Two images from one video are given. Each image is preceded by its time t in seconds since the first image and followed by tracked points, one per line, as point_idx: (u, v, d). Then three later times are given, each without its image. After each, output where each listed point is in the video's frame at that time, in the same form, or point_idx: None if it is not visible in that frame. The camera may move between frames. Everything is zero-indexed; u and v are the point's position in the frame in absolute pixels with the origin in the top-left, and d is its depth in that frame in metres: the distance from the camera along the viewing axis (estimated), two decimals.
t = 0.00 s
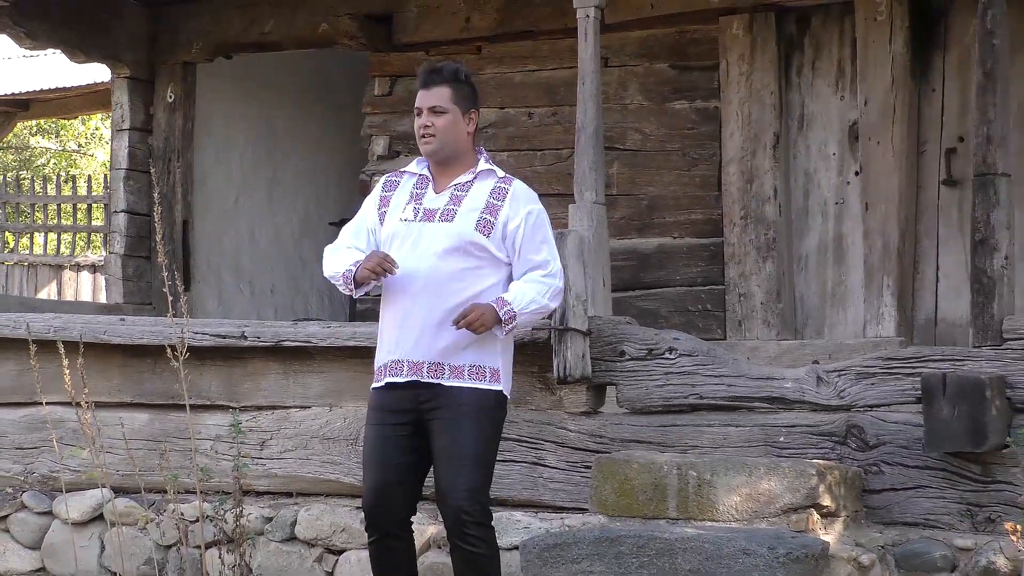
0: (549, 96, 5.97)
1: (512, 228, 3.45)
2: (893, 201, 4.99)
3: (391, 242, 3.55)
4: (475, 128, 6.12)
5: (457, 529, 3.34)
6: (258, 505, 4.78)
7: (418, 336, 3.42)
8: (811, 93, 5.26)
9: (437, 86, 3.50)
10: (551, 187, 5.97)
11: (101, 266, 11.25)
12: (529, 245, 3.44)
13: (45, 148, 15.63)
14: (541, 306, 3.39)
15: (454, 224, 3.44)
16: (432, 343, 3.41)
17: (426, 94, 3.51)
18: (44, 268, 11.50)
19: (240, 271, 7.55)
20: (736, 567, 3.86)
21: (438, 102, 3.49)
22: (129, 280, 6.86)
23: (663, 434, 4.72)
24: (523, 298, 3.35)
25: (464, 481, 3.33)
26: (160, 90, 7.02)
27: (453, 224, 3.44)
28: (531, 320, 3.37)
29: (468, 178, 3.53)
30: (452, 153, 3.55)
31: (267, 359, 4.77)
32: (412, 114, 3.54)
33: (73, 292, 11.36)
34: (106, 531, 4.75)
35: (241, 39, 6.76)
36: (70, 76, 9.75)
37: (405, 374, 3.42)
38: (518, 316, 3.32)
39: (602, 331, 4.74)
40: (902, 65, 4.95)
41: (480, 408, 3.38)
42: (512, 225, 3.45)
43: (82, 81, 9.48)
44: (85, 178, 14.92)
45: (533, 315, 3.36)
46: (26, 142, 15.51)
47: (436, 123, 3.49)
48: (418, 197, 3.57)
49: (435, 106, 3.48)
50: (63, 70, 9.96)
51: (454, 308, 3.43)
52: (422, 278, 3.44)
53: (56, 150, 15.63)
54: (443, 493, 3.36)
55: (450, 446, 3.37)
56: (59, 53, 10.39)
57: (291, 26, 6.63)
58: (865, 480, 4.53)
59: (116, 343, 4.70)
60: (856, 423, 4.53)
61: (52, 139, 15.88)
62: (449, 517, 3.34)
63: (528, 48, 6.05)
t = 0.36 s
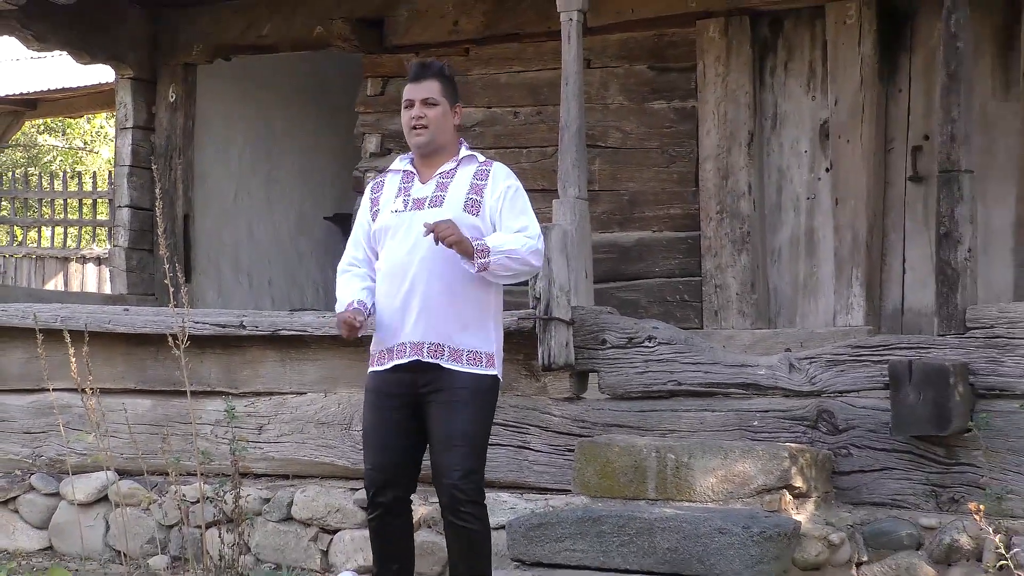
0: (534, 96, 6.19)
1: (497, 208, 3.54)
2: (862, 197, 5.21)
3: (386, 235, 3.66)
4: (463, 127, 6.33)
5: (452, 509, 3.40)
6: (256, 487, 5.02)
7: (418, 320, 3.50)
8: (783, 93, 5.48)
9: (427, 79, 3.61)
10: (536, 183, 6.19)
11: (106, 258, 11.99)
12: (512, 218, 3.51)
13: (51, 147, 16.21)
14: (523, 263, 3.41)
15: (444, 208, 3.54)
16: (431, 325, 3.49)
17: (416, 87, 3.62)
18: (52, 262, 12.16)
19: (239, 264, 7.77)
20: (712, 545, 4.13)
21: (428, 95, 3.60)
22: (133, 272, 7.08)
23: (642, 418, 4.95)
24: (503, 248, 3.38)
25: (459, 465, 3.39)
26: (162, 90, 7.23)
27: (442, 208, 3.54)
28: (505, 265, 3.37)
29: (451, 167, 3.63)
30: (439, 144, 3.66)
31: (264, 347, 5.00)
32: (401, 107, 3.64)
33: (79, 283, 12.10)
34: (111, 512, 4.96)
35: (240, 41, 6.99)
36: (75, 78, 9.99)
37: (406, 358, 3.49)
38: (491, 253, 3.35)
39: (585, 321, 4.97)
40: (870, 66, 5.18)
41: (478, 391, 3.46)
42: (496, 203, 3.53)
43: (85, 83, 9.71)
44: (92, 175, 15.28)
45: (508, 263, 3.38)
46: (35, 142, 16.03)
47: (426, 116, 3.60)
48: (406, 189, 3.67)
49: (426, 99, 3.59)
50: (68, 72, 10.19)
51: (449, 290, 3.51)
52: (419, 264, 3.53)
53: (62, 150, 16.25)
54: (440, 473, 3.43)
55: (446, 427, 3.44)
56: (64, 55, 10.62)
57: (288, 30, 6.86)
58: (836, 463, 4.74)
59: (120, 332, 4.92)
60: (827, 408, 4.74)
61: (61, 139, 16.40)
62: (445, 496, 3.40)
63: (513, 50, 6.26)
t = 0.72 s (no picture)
0: (519, 98, 6.47)
1: (488, 208, 3.71)
2: (828, 194, 5.52)
3: (376, 223, 3.75)
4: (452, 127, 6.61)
5: (442, 488, 3.57)
6: (257, 468, 5.32)
7: (407, 307, 3.61)
8: (755, 96, 5.77)
9: (432, 81, 3.75)
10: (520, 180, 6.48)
11: (113, 251, 12.44)
12: (505, 223, 3.68)
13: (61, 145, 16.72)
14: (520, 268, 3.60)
15: (438, 204, 3.66)
16: (420, 313, 3.61)
17: (421, 88, 3.75)
18: (63, 255, 12.74)
19: (240, 257, 8.04)
20: (688, 522, 4.44)
21: (433, 96, 3.74)
22: (139, 264, 7.35)
23: (622, 403, 5.24)
24: (505, 255, 3.57)
25: (449, 446, 3.56)
26: (167, 92, 7.49)
27: (436, 204, 3.66)
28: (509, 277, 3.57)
29: (444, 165, 3.76)
30: (437, 144, 3.79)
31: (264, 336, 5.28)
32: (403, 105, 3.77)
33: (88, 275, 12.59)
34: (119, 492, 5.30)
35: (240, 46, 7.26)
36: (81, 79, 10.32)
37: (395, 343, 3.61)
38: (501, 266, 3.52)
39: (568, 311, 5.26)
40: (838, 71, 5.48)
41: (463, 377, 3.62)
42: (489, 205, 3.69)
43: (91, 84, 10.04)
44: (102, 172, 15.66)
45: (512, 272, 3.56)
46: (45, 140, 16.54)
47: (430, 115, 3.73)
48: (400, 182, 3.79)
49: (431, 99, 3.74)
50: (76, 74, 10.56)
51: (439, 281, 3.63)
52: (410, 254, 3.64)
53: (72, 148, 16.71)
54: (429, 454, 3.59)
55: (435, 408, 3.59)
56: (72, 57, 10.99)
57: (285, 35, 7.13)
58: (803, 445, 5.02)
59: (128, 322, 5.18)
60: (796, 392, 5.01)
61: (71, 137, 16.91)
62: (435, 476, 3.58)
63: (499, 55, 6.53)
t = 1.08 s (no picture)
0: (507, 102, 6.76)
1: (470, 209, 3.89)
2: (797, 192, 5.83)
3: (367, 225, 3.99)
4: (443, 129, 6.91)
5: (428, 472, 3.80)
6: (258, 453, 5.64)
7: (392, 304, 3.85)
8: (729, 100, 6.07)
9: (420, 89, 3.98)
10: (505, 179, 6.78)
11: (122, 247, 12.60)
12: (488, 220, 3.87)
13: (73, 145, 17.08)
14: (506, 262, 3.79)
15: (421, 206, 3.88)
16: (404, 310, 3.84)
17: (409, 95, 3.98)
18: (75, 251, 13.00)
19: (241, 252, 8.34)
20: (665, 503, 4.74)
21: (421, 103, 3.97)
22: (146, 260, 7.64)
23: (604, 390, 5.53)
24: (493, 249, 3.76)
25: (434, 432, 3.79)
26: (172, 96, 7.76)
27: (419, 207, 3.88)
28: (500, 268, 3.77)
29: (432, 168, 3.97)
30: (425, 148, 4.02)
31: (264, 327, 5.57)
32: (393, 112, 4.00)
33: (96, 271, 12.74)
34: (128, 475, 5.64)
35: (243, 53, 7.55)
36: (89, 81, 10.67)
37: (381, 337, 3.85)
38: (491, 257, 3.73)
39: (552, 303, 5.54)
40: (806, 76, 5.80)
41: (447, 368, 3.84)
42: (471, 205, 3.89)
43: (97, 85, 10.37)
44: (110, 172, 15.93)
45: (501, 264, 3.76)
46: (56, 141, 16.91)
47: (417, 121, 3.96)
48: (391, 185, 4.03)
49: (419, 106, 3.97)
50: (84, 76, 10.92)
51: (422, 279, 3.86)
52: (394, 254, 3.87)
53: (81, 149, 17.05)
54: (417, 441, 3.81)
55: (421, 397, 3.82)
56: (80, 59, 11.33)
57: (284, 41, 7.42)
58: (775, 429, 5.30)
59: (136, 314, 5.48)
60: (768, 380, 5.29)
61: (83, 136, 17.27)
62: (420, 460, 3.80)
63: (487, 61, 6.82)
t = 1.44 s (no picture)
0: (496, 108, 7.05)
1: (461, 208, 4.15)
2: (771, 195, 6.15)
3: (366, 229, 4.25)
4: (436, 133, 7.22)
5: (418, 458, 4.04)
6: (261, 439, 5.96)
7: (390, 303, 4.10)
8: (707, 106, 6.38)
9: (398, 98, 4.19)
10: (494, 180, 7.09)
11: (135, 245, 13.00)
12: (476, 215, 4.12)
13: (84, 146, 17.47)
14: (487, 252, 4.03)
15: (416, 209, 4.14)
16: (401, 307, 4.09)
17: (389, 105, 4.20)
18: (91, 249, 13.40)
19: (244, 249, 8.66)
20: (647, 488, 5.05)
21: (401, 112, 4.19)
22: (155, 257, 8.04)
23: (588, 380, 5.85)
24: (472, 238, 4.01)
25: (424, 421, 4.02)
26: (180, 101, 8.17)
27: (413, 209, 4.14)
28: (477, 253, 4.00)
29: (423, 171, 4.23)
30: (412, 152, 4.25)
31: (266, 321, 5.88)
32: (376, 123, 4.23)
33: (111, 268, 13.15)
34: (137, 461, 5.96)
35: (246, 61, 7.87)
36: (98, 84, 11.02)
37: (380, 334, 4.10)
38: (468, 241, 3.97)
39: (539, 298, 5.87)
40: (780, 84, 6.10)
41: (441, 362, 4.10)
42: (461, 205, 4.15)
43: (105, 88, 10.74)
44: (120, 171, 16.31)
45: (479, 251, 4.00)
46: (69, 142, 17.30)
47: (399, 130, 4.19)
48: (386, 191, 4.29)
49: (399, 115, 4.19)
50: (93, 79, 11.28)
51: (418, 277, 4.10)
52: (391, 255, 4.12)
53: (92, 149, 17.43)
54: (410, 429, 4.05)
55: (413, 388, 4.07)
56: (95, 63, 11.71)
57: (286, 50, 7.74)
58: (750, 417, 5.61)
59: (145, 308, 5.77)
60: (743, 370, 5.59)
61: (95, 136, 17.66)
62: (412, 448, 4.04)
63: (478, 69, 7.12)
